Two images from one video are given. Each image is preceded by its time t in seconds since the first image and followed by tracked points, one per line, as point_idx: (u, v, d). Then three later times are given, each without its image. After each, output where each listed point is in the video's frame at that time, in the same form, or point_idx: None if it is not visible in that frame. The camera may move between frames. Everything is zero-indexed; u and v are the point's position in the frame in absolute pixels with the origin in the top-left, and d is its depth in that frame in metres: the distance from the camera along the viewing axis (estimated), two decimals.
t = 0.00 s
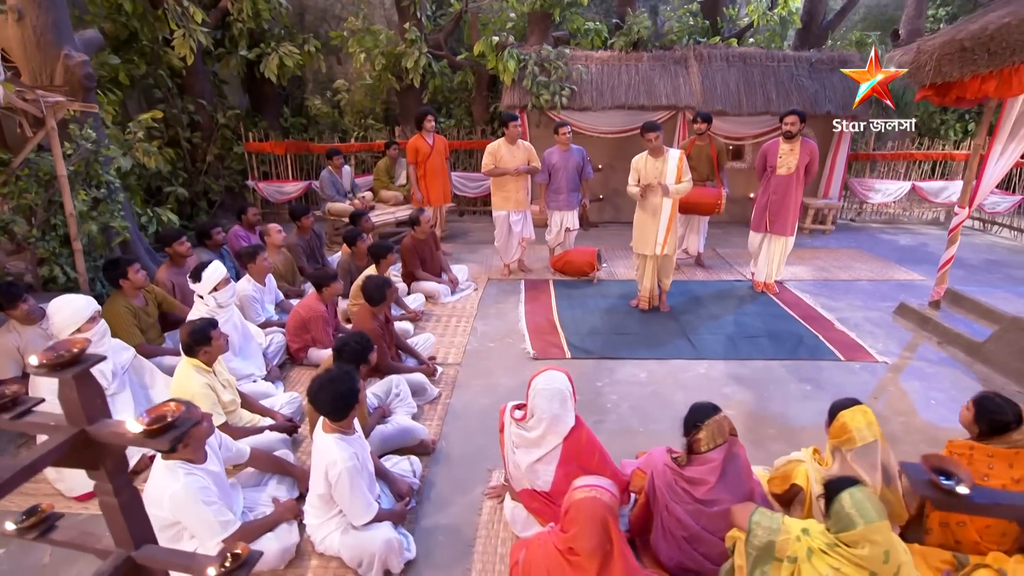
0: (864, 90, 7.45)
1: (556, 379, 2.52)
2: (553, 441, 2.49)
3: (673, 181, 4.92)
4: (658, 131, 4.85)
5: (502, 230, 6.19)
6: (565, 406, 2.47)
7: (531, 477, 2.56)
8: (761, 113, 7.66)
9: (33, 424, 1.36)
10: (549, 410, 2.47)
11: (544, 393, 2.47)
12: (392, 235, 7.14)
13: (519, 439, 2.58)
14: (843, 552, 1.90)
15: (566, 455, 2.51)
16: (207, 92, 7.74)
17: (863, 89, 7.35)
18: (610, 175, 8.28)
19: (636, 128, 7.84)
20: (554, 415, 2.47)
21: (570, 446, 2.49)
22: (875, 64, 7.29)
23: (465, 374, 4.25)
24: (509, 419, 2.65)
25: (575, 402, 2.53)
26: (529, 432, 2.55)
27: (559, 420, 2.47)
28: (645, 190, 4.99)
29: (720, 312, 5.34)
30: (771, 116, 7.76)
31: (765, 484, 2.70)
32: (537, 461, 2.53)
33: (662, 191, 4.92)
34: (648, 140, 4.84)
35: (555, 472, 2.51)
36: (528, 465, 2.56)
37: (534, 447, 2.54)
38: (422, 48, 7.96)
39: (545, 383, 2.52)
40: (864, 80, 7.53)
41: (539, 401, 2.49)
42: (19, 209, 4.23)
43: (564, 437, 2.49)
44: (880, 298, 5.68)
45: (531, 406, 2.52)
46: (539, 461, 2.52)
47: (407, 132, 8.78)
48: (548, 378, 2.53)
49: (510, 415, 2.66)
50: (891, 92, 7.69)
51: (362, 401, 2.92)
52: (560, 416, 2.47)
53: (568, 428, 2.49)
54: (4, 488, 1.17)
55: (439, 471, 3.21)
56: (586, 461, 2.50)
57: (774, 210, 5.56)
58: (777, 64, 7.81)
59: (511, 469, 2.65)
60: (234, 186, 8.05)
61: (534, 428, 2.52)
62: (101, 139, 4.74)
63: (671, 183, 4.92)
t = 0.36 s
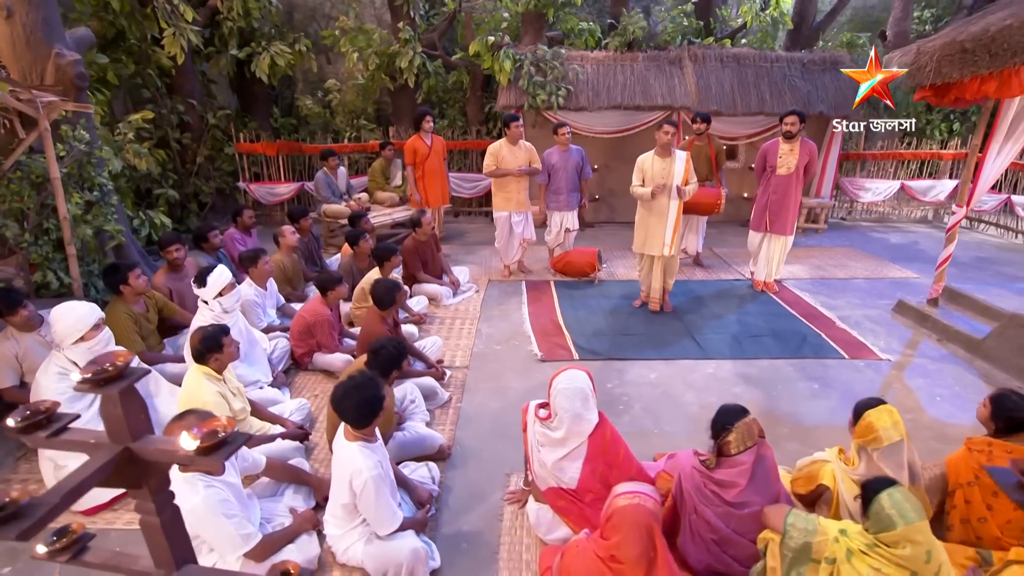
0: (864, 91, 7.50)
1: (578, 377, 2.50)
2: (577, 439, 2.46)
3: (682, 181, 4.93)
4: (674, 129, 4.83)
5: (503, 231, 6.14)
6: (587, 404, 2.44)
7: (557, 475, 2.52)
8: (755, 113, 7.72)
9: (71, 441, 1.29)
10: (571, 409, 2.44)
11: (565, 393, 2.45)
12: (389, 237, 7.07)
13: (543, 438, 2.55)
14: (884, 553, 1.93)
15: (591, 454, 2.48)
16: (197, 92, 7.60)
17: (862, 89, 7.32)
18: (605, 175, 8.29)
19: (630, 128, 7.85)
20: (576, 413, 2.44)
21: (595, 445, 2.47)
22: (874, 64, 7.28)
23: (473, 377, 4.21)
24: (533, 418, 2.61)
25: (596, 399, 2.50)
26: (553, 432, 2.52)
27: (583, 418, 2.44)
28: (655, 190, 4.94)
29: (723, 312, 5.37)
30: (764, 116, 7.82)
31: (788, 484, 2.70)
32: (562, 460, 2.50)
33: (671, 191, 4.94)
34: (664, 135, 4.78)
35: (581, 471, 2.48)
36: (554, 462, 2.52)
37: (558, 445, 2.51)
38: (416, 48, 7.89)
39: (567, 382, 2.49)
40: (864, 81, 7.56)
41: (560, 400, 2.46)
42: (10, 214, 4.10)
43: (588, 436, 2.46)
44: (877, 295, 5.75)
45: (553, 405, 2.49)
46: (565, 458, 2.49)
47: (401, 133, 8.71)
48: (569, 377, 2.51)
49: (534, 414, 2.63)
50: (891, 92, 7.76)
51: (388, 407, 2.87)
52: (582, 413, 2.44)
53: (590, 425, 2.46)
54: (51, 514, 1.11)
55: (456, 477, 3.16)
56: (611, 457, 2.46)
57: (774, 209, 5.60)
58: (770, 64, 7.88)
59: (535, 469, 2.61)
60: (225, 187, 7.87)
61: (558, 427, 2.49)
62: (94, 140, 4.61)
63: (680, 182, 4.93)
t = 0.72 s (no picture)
0: (865, 90, 7.62)
1: (600, 375, 2.45)
2: (601, 439, 2.42)
3: (685, 181, 4.95)
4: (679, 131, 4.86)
5: (502, 232, 6.11)
6: (610, 403, 2.39)
7: (581, 474, 2.48)
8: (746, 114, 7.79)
9: (113, 459, 1.23)
10: (594, 408, 2.39)
11: (588, 390, 2.40)
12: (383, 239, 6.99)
13: (566, 438, 2.51)
14: (917, 550, 1.96)
15: (616, 454, 2.45)
16: (184, 92, 7.43)
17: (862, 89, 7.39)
18: (598, 176, 8.30)
19: (623, 128, 7.87)
20: (599, 412, 2.39)
21: (619, 444, 2.43)
22: (874, 64, 7.39)
23: (479, 380, 4.17)
24: (556, 418, 2.58)
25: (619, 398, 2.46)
26: (576, 431, 2.48)
27: (606, 417, 2.40)
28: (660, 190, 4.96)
29: (723, 311, 5.41)
30: (754, 116, 7.90)
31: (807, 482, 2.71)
32: (586, 459, 2.46)
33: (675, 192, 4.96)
34: (673, 138, 4.81)
35: (605, 471, 2.45)
36: (578, 462, 2.48)
37: (582, 445, 2.46)
38: (408, 48, 7.81)
39: (589, 381, 2.44)
40: (864, 81, 7.63)
41: (582, 399, 2.41)
42: None
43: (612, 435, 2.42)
44: (871, 293, 5.84)
45: (576, 404, 2.44)
46: (589, 457, 2.45)
47: (392, 134, 8.63)
48: (591, 375, 2.45)
49: (557, 413, 2.58)
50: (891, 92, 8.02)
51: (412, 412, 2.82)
52: (604, 412, 2.39)
53: (613, 424, 2.41)
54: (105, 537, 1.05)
55: (471, 482, 3.12)
56: (635, 456, 2.43)
57: (771, 209, 5.67)
58: (760, 66, 7.97)
59: (558, 469, 2.58)
60: (213, 189, 7.73)
61: (581, 426, 2.45)
62: (83, 142, 4.47)
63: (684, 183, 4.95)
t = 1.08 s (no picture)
0: (864, 91, 7.72)
1: (621, 376, 2.44)
2: (624, 441, 2.41)
3: (687, 182, 4.98)
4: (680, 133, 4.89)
5: (500, 233, 6.08)
6: (633, 403, 2.38)
7: (605, 477, 2.47)
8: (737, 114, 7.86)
9: (161, 474, 1.18)
10: (616, 409, 2.38)
11: (611, 391, 2.39)
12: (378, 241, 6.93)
13: (589, 440, 2.50)
14: (946, 545, 1.98)
15: (639, 456, 2.43)
16: (171, 92, 7.27)
17: (863, 88, 7.46)
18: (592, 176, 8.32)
19: (615, 129, 7.89)
20: (622, 412, 2.38)
21: (642, 447, 2.42)
22: (874, 64, 7.47)
23: (486, 383, 4.14)
24: (578, 420, 2.57)
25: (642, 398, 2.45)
26: (599, 433, 2.46)
27: (629, 419, 2.38)
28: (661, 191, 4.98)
29: (722, 310, 5.45)
30: (745, 117, 7.98)
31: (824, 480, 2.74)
32: (610, 462, 2.44)
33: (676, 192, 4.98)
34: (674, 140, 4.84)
35: (628, 474, 2.44)
36: (601, 464, 2.47)
37: (605, 448, 2.45)
38: (400, 48, 7.72)
39: (612, 381, 2.43)
40: (864, 81, 7.72)
41: (604, 399, 2.39)
42: None
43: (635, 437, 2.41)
44: (865, 291, 5.94)
45: (598, 405, 2.43)
46: (612, 459, 2.44)
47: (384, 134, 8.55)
48: (613, 376, 2.44)
49: (579, 416, 2.59)
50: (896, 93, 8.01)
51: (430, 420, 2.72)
52: (628, 412, 2.38)
53: (637, 424, 2.40)
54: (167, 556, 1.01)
55: (486, 486, 3.10)
56: (658, 457, 2.41)
57: (767, 209, 5.73)
58: (750, 67, 8.05)
59: (580, 472, 2.56)
60: (202, 191, 7.58)
61: (604, 427, 2.43)
62: (74, 143, 4.35)
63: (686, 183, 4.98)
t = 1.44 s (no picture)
0: (865, 91, 7.87)
1: (639, 378, 2.42)
2: (645, 443, 2.40)
3: (688, 182, 5.00)
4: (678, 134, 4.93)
5: (498, 234, 6.06)
6: (654, 406, 2.37)
7: (626, 479, 2.47)
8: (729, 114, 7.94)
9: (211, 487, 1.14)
10: (637, 412, 2.37)
11: (631, 394, 2.37)
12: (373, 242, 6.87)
13: (609, 443, 2.49)
14: (970, 538, 2.03)
15: (659, 458, 2.43)
16: (158, 92, 7.12)
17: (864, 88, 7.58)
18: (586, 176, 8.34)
19: (608, 129, 7.91)
20: (643, 415, 2.37)
21: (662, 448, 2.42)
22: (874, 64, 7.60)
23: (493, 384, 4.12)
24: (597, 423, 2.56)
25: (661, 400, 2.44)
26: (618, 436, 2.45)
27: (649, 421, 2.38)
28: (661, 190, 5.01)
29: (721, 308, 5.50)
30: (736, 117, 8.06)
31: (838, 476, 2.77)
32: (631, 466, 2.43)
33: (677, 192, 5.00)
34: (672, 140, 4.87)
35: (649, 476, 2.43)
36: (622, 467, 2.46)
37: (625, 451, 2.44)
38: (392, 48, 7.65)
39: (631, 383, 2.42)
40: (864, 81, 7.87)
41: (625, 401, 2.38)
42: None
43: (655, 439, 2.40)
44: (858, 288, 6.03)
45: (618, 408, 2.41)
46: (633, 462, 2.43)
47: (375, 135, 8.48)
48: (632, 378, 2.43)
49: (598, 418, 2.57)
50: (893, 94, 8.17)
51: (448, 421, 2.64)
52: (648, 415, 2.37)
53: (657, 427, 2.39)
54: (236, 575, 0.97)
55: (501, 489, 3.08)
56: (679, 457, 2.42)
57: (763, 208, 5.78)
58: (741, 67, 8.14)
59: (600, 475, 2.56)
60: (190, 193, 7.44)
61: (624, 430, 2.42)
62: (65, 145, 4.23)
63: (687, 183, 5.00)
